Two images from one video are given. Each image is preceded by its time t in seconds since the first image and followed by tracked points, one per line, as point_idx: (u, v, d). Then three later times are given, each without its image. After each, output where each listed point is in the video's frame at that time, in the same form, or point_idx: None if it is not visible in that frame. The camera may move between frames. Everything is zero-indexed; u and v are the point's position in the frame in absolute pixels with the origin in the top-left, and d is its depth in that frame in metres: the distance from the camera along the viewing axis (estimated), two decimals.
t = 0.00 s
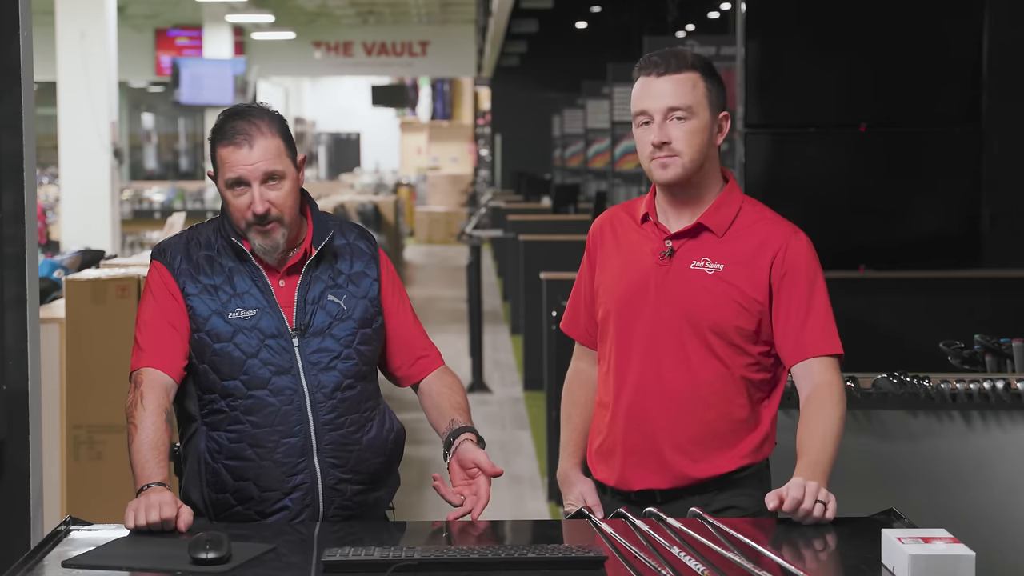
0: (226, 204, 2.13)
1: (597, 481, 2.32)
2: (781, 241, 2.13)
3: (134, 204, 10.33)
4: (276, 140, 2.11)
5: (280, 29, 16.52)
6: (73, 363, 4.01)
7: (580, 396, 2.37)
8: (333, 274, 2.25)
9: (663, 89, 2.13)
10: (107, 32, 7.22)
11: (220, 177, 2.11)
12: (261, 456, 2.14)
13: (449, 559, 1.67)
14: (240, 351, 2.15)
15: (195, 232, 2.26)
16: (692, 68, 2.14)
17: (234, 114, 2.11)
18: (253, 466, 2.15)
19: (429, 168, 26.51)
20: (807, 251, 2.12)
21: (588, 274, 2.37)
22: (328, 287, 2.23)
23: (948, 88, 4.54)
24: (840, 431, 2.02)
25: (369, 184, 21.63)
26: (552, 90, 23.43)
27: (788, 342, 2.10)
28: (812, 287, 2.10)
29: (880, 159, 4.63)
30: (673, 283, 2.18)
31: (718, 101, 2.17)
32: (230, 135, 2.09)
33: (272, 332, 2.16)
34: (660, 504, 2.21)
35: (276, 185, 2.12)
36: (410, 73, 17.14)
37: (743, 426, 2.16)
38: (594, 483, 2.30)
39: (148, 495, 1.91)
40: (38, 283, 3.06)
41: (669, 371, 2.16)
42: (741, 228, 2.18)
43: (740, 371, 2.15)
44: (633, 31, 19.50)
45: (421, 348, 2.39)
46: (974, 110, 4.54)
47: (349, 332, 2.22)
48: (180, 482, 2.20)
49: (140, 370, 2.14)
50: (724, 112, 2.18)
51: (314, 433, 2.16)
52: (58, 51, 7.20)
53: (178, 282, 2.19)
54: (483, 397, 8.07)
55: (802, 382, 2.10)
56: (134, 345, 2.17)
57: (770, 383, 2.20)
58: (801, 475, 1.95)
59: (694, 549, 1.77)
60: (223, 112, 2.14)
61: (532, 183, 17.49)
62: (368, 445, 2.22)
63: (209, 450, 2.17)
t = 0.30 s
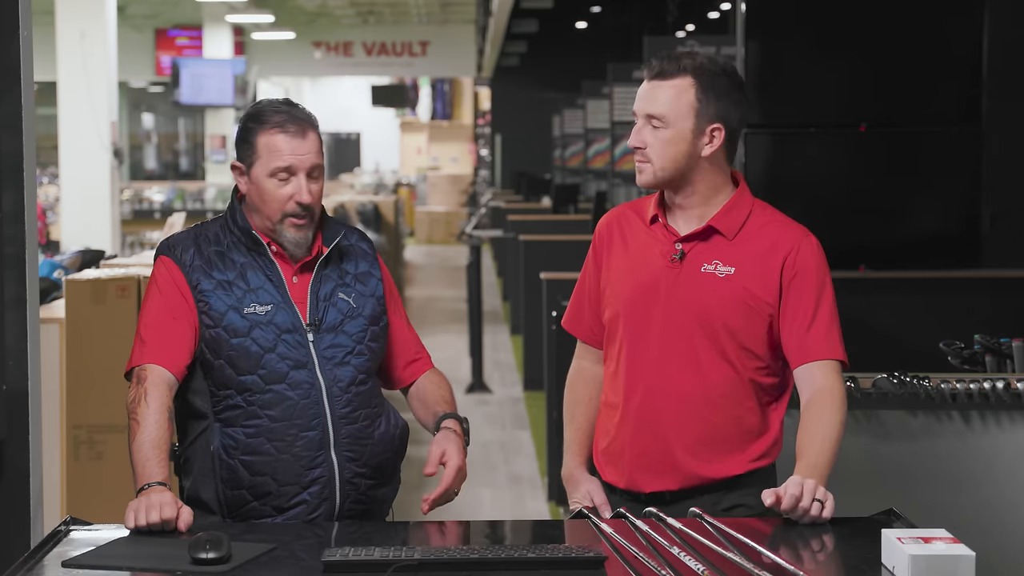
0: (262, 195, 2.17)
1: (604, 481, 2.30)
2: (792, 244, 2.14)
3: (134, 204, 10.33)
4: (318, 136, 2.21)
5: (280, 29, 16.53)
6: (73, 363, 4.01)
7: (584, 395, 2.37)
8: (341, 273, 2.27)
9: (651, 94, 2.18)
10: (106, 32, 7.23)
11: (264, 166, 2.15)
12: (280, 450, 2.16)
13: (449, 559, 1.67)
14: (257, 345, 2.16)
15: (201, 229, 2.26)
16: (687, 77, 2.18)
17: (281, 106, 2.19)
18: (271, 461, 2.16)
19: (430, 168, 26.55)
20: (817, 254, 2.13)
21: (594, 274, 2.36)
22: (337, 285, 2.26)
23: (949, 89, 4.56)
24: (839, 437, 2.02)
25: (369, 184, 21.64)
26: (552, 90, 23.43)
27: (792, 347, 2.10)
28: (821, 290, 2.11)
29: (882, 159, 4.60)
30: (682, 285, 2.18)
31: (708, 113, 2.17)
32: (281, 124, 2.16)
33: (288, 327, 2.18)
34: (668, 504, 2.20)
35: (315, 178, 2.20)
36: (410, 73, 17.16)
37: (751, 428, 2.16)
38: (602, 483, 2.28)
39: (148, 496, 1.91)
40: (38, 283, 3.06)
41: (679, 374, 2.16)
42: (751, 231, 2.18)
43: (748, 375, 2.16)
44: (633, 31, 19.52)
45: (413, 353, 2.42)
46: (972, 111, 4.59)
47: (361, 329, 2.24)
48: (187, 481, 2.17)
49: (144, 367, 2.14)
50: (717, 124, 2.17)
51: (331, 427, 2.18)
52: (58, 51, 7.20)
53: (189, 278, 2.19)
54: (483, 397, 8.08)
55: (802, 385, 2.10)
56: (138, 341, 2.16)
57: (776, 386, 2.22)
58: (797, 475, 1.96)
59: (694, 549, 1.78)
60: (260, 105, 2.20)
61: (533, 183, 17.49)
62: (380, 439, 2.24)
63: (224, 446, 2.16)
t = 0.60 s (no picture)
0: (299, 189, 2.24)
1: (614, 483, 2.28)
2: (794, 244, 2.14)
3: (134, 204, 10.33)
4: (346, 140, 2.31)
5: (280, 29, 16.53)
6: (73, 364, 4.01)
7: (586, 393, 2.37)
8: (347, 273, 2.31)
9: (652, 95, 2.20)
10: (106, 32, 7.23)
11: (304, 160, 2.23)
12: (299, 443, 2.18)
13: (449, 559, 1.67)
14: (275, 339, 2.18)
15: (208, 223, 2.28)
16: (686, 84, 2.18)
17: (318, 106, 2.29)
18: (288, 455, 2.17)
19: (429, 168, 26.54)
20: (818, 255, 2.14)
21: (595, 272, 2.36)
22: (344, 283, 2.30)
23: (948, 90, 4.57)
24: (839, 434, 2.03)
25: (370, 184, 21.63)
26: (552, 90, 23.43)
27: (790, 348, 2.11)
28: (822, 291, 2.12)
29: (882, 158, 4.60)
30: (685, 286, 2.17)
31: (707, 120, 2.17)
32: (320, 121, 2.26)
33: (303, 322, 2.20)
34: (684, 503, 2.19)
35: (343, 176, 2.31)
36: (410, 73, 17.14)
37: (754, 427, 2.17)
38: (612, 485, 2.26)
39: (148, 497, 1.91)
40: (38, 282, 3.06)
41: (682, 376, 2.16)
42: (754, 232, 2.18)
43: (751, 376, 2.16)
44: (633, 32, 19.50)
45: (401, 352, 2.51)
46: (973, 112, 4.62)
47: (369, 327, 2.28)
48: (194, 478, 2.16)
49: (148, 362, 2.13)
50: (714, 132, 2.18)
51: (347, 421, 2.21)
52: (58, 52, 7.20)
53: (205, 272, 2.20)
54: (483, 397, 8.08)
55: (800, 387, 2.10)
56: (141, 337, 2.16)
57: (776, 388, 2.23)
58: (798, 474, 1.96)
59: (694, 549, 1.78)
60: (289, 103, 2.28)
61: (533, 183, 17.49)
62: (388, 434, 2.27)
63: (239, 441, 2.17)
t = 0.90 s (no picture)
0: (313, 192, 2.24)
1: (617, 485, 2.27)
2: (791, 242, 2.15)
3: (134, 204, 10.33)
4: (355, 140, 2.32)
5: (280, 29, 16.52)
6: (73, 364, 4.02)
7: (576, 395, 2.36)
8: (350, 273, 2.31)
9: (656, 114, 2.10)
10: (106, 32, 7.23)
11: (320, 162, 2.24)
12: (304, 442, 2.18)
13: (449, 560, 1.67)
14: (282, 338, 2.18)
15: (213, 221, 2.27)
16: (689, 96, 2.10)
17: (328, 108, 2.29)
18: (293, 454, 2.18)
19: (429, 168, 26.58)
20: (815, 252, 2.14)
21: (587, 272, 2.35)
22: (348, 284, 2.30)
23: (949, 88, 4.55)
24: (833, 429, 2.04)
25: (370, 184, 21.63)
26: (552, 90, 23.42)
27: (788, 347, 2.11)
28: (820, 288, 2.12)
29: (881, 158, 4.61)
30: (685, 287, 2.17)
31: (717, 123, 2.12)
32: (335, 124, 2.27)
33: (309, 321, 2.21)
34: (691, 503, 2.19)
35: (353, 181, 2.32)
36: (410, 73, 17.16)
37: (755, 427, 2.18)
38: (615, 487, 2.25)
39: (148, 497, 1.91)
40: (38, 282, 3.06)
41: (682, 377, 2.16)
42: (753, 232, 2.19)
43: (750, 376, 2.16)
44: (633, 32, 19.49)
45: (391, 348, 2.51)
46: (973, 111, 4.56)
47: (372, 327, 2.28)
48: (197, 476, 2.16)
49: (152, 359, 2.11)
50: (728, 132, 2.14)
51: (352, 420, 2.21)
52: (58, 52, 7.21)
53: (211, 270, 2.19)
54: (483, 397, 8.08)
55: (792, 380, 2.10)
56: (145, 332, 2.14)
57: (775, 389, 2.23)
58: (797, 474, 1.96)
59: (694, 549, 1.78)
60: (303, 105, 2.28)
61: (533, 183, 17.50)
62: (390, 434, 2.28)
63: (243, 440, 2.17)
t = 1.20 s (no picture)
0: (312, 192, 2.24)
1: (610, 484, 2.28)
2: (786, 242, 2.15)
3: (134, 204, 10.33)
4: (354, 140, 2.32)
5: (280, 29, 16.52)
6: (73, 364, 4.01)
7: (575, 394, 2.36)
8: (349, 274, 2.31)
9: (669, 125, 2.06)
10: (106, 32, 7.23)
11: (319, 163, 2.24)
12: (300, 443, 2.17)
13: (449, 560, 1.67)
14: (279, 339, 2.19)
15: (212, 220, 2.27)
16: (696, 105, 2.07)
17: (328, 108, 2.29)
18: (290, 454, 2.17)
19: (429, 168, 26.60)
20: (810, 252, 2.15)
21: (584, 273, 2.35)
22: (347, 284, 2.30)
23: (948, 88, 4.55)
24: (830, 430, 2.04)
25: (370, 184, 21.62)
26: (552, 90, 23.40)
27: (782, 346, 2.11)
28: (815, 288, 2.12)
29: (881, 158, 4.60)
30: (680, 286, 2.17)
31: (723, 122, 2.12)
32: (335, 125, 2.27)
33: (307, 321, 2.21)
34: (677, 504, 2.19)
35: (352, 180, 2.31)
36: (410, 73, 17.17)
37: (751, 428, 2.17)
38: (607, 486, 2.27)
39: (148, 497, 1.91)
40: (38, 282, 3.06)
41: (676, 377, 2.16)
42: (748, 232, 2.19)
43: (745, 376, 2.16)
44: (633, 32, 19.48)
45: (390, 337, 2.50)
46: (972, 111, 4.56)
47: (371, 328, 2.28)
48: (195, 476, 2.16)
49: (152, 359, 2.11)
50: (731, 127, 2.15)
51: (349, 421, 2.21)
52: (58, 52, 7.21)
53: (210, 269, 2.19)
54: (483, 397, 8.08)
55: (789, 383, 2.10)
56: (145, 331, 2.14)
57: (771, 389, 2.22)
58: (795, 475, 1.96)
59: (694, 549, 1.77)
60: (303, 105, 2.28)
61: (533, 183, 17.50)
62: (388, 433, 2.29)
63: (240, 440, 2.17)
